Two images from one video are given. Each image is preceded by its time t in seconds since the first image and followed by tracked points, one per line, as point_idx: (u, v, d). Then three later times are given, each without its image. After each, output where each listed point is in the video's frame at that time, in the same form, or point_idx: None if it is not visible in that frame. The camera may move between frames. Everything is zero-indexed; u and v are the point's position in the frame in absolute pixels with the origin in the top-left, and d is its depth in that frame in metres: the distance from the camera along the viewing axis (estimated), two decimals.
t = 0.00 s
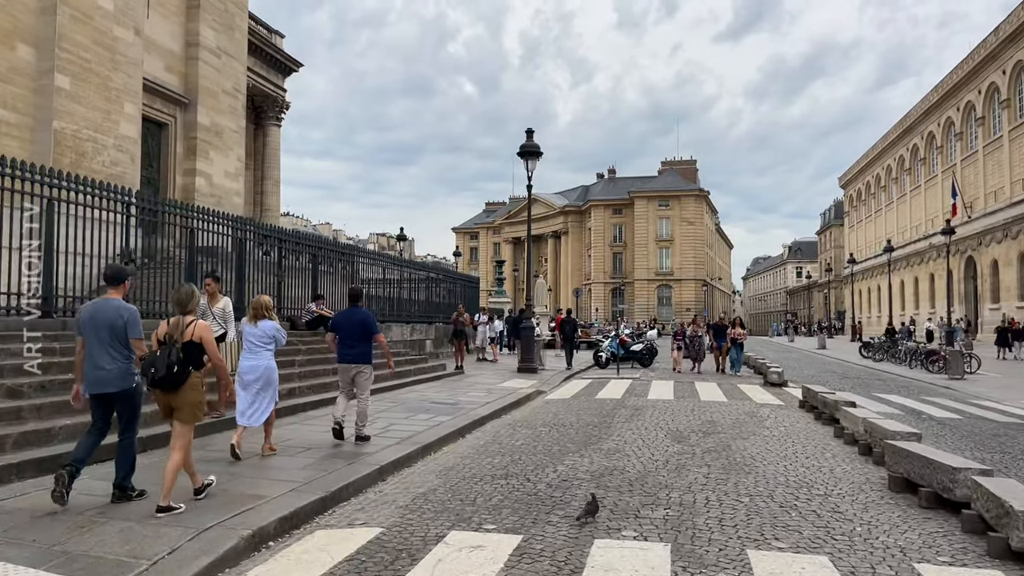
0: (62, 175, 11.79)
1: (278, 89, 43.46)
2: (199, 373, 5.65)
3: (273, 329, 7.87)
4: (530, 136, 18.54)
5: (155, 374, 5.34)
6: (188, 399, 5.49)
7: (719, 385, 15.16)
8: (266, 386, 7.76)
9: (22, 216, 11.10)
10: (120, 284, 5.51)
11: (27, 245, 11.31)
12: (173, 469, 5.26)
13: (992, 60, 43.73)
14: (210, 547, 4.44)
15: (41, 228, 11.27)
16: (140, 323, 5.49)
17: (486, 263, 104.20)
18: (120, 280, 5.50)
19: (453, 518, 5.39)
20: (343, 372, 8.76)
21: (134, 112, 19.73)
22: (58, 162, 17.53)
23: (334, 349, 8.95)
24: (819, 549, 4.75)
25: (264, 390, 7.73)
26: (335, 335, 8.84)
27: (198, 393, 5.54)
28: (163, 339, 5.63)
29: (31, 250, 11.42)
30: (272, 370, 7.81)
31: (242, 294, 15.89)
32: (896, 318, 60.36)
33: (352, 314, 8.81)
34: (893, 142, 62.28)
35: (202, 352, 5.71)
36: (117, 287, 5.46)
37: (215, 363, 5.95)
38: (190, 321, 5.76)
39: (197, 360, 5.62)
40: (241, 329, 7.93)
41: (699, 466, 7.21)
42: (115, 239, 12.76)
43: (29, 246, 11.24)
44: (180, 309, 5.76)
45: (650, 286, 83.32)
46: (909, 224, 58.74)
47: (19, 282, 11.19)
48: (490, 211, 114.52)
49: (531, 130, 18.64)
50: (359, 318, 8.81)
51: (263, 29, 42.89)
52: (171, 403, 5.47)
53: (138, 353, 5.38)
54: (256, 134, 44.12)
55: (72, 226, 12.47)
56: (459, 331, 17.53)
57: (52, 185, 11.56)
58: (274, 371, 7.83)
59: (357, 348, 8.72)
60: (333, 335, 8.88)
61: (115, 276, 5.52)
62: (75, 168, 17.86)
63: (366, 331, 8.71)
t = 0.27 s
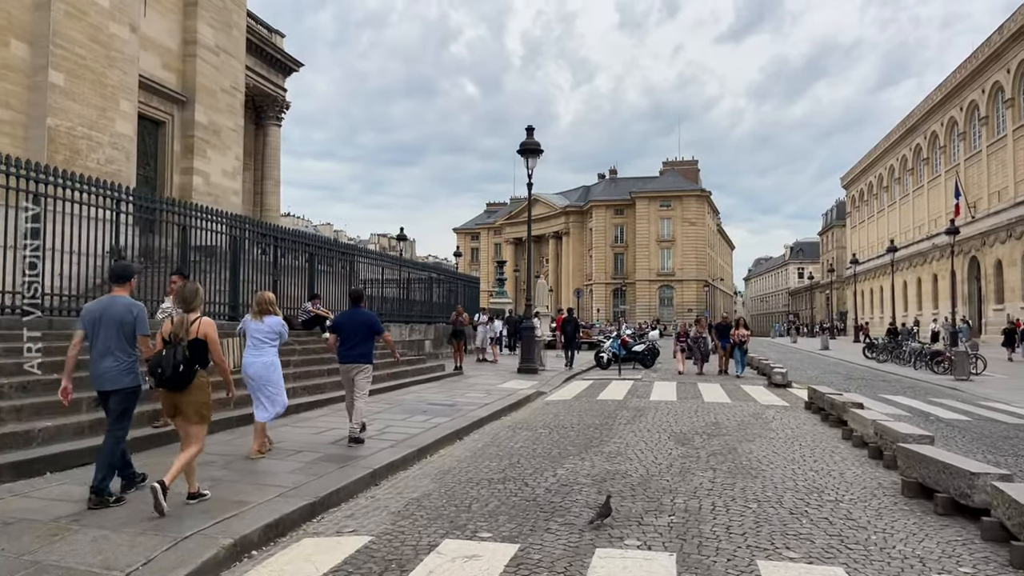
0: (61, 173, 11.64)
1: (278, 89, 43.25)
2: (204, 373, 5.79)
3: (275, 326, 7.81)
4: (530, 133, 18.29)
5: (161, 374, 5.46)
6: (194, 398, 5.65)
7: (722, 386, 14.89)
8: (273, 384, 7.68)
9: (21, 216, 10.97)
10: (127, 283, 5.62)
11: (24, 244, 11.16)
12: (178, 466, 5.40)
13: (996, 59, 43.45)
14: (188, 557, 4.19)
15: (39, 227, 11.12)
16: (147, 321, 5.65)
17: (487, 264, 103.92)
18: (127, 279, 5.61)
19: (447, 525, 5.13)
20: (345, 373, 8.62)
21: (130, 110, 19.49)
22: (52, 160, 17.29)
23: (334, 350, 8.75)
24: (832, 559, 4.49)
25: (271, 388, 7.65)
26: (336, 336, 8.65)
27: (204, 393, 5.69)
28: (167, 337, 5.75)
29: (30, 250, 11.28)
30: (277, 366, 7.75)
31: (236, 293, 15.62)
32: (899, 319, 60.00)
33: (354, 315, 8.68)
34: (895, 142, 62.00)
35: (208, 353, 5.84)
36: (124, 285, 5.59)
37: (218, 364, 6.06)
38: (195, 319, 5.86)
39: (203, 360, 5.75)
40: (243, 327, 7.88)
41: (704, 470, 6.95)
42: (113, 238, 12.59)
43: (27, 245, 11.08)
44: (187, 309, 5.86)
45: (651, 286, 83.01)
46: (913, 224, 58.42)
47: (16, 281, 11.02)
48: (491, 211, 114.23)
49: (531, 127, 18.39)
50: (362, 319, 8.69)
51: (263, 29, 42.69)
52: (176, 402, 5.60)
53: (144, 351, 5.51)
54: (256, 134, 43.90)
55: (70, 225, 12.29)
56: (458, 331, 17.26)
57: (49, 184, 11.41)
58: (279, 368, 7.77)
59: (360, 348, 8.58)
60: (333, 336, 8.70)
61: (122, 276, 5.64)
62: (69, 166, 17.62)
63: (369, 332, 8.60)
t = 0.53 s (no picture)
0: (62, 174, 11.51)
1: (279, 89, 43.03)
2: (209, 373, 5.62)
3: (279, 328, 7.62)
4: (531, 131, 18.03)
5: (161, 374, 5.34)
6: (199, 398, 5.49)
7: (726, 389, 14.61)
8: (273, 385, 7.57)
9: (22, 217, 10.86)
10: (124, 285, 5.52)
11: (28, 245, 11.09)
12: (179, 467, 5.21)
13: (1000, 59, 43.17)
14: None
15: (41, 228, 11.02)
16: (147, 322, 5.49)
17: (488, 264, 103.71)
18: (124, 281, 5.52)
19: (442, 539, 4.85)
20: (346, 373, 8.55)
21: (125, 109, 19.24)
22: (46, 159, 17.05)
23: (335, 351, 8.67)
24: None
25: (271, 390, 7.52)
26: (336, 335, 8.57)
27: (209, 392, 5.53)
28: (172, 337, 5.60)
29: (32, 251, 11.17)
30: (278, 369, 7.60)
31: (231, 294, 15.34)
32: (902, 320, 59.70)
33: (355, 314, 8.56)
34: (898, 142, 61.73)
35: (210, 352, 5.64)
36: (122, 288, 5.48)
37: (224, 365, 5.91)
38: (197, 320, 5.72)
39: (206, 360, 5.60)
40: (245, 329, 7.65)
41: (711, 478, 6.67)
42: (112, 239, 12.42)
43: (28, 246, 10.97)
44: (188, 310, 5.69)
45: (653, 287, 82.73)
46: (916, 225, 58.12)
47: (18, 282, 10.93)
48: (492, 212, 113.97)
49: (532, 125, 18.13)
50: (362, 318, 8.58)
51: (263, 29, 42.47)
52: (180, 403, 5.46)
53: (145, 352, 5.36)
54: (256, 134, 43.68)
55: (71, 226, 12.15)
56: (458, 333, 16.98)
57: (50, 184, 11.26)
58: (280, 371, 7.63)
59: (361, 350, 8.49)
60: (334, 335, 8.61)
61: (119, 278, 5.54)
62: (63, 165, 17.37)
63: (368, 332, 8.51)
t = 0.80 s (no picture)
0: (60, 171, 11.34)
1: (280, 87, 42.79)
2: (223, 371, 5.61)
3: (281, 325, 7.78)
4: (533, 127, 17.76)
5: (177, 374, 5.37)
6: (211, 396, 5.49)
7: (731, 389, 14.35)
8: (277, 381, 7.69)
9: (24, 216, 10.88)
10: (127, 278, 5.46)
11: (30, 244, 11.16)
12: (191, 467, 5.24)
13: (1006, 56, 42.81)
14: None
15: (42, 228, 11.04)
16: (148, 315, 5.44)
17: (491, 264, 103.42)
18: (125, 274, 5.45)
19: (436, 547, 4.60)
20: (350, 372, 8.61)
21: (122, 105, 19.00)
22: (41, 155, 16.82)
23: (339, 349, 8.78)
24: None
25: (273, 387, 7.64)
26: (340, 334, 8.69)
27: (221, 391, 5.52)
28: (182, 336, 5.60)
29: (32, 250, 11.22)
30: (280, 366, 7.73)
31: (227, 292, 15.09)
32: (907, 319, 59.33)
33: (357, 312, 8.64)
34: (903, 141, 61.35)
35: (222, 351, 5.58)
36: (123, 282, 5.44)
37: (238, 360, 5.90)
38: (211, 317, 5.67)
39: (220, 358, 5.58)
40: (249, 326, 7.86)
41: (719, 482, 6.41)
42: (114, 237, 12.34)
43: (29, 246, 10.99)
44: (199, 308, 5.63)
45: (655, 286, 82.42)
46: (921, 224, 57.79)
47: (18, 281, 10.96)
48: (495, 211, 113.70)
49: (534, 121, 17.86)
50: (363, 316, 8.64)
51: (265, 26, 42.22)
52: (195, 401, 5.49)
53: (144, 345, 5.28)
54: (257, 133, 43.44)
55: (74, 224, 12.13)
56: (458, 331, 16.72)
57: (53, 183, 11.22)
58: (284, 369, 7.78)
59: (362, 348, 8.55)
60: (339, 333, 8.73)
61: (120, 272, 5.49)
62: (58, 162, 17.13)
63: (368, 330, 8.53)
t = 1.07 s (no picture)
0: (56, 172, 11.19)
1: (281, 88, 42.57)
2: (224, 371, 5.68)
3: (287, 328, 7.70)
4: (533, 126, 17.50)
5: (181, 373, 5.38)
6: (215, 398, 5.50)
7: (736, 393, 14.04)
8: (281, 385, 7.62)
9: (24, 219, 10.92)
10: (132, 283, 5.43)
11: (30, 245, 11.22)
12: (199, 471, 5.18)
13: (1010, 56, 42.50)
14: None
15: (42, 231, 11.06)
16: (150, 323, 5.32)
17: (492, 265, 103.17)
18: (130, 280, 5.43)
19: (426, 566, 4.32)
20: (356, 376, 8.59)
21: (117, 104, 18.76)
22: (34, 155, 16.56)
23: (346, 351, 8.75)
24: None
25: (277, 391, 7.57)
26: (347, 336, 8.66)
27: (224, 392, 5.54)
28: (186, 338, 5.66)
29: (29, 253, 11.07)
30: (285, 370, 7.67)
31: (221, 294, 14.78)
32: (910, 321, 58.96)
33: (366, 315, 8.60)
34: (906, 142, 61.03)
35: (224, 351, 5.67)
36: (128, 287, 5.41)
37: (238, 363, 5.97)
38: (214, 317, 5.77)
39: (222, 358, 5.65)
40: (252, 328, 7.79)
41: (726, 492, 6.13)
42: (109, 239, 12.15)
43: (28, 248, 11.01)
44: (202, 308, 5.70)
45: (657, 288, 82.13)
46: (924, 225, 57.46)
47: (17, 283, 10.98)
48: (496, 213, 113.45)
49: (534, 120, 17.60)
50: (372, 319, 8.61)
51: (266, 28, 42.00)
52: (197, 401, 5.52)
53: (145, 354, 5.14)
54: (257, 134, 43.22)
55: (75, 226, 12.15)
56: (457, 334, 16.42)
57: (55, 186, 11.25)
58: (287, 372, 7.67)
59: (370, 352, 8.55)
60: (346, 336, 8.70)
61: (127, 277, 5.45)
62: (52, 162, 16.89)
63: (376, 333, 8.53)
